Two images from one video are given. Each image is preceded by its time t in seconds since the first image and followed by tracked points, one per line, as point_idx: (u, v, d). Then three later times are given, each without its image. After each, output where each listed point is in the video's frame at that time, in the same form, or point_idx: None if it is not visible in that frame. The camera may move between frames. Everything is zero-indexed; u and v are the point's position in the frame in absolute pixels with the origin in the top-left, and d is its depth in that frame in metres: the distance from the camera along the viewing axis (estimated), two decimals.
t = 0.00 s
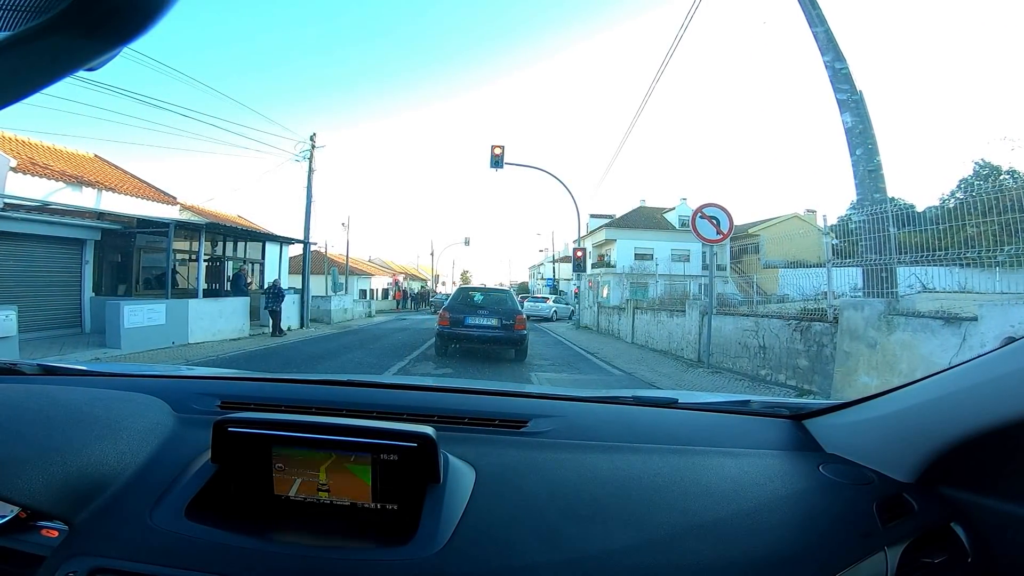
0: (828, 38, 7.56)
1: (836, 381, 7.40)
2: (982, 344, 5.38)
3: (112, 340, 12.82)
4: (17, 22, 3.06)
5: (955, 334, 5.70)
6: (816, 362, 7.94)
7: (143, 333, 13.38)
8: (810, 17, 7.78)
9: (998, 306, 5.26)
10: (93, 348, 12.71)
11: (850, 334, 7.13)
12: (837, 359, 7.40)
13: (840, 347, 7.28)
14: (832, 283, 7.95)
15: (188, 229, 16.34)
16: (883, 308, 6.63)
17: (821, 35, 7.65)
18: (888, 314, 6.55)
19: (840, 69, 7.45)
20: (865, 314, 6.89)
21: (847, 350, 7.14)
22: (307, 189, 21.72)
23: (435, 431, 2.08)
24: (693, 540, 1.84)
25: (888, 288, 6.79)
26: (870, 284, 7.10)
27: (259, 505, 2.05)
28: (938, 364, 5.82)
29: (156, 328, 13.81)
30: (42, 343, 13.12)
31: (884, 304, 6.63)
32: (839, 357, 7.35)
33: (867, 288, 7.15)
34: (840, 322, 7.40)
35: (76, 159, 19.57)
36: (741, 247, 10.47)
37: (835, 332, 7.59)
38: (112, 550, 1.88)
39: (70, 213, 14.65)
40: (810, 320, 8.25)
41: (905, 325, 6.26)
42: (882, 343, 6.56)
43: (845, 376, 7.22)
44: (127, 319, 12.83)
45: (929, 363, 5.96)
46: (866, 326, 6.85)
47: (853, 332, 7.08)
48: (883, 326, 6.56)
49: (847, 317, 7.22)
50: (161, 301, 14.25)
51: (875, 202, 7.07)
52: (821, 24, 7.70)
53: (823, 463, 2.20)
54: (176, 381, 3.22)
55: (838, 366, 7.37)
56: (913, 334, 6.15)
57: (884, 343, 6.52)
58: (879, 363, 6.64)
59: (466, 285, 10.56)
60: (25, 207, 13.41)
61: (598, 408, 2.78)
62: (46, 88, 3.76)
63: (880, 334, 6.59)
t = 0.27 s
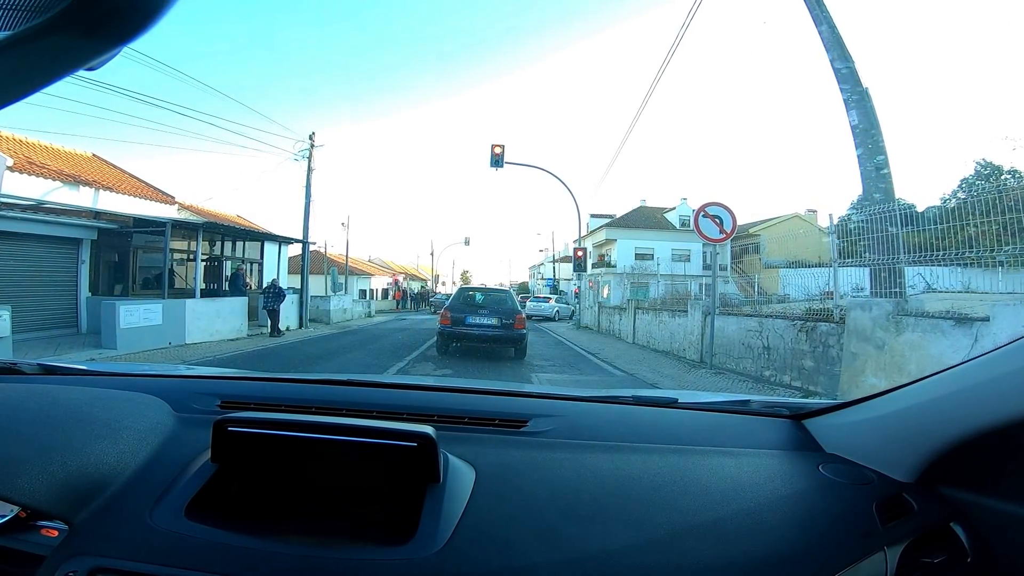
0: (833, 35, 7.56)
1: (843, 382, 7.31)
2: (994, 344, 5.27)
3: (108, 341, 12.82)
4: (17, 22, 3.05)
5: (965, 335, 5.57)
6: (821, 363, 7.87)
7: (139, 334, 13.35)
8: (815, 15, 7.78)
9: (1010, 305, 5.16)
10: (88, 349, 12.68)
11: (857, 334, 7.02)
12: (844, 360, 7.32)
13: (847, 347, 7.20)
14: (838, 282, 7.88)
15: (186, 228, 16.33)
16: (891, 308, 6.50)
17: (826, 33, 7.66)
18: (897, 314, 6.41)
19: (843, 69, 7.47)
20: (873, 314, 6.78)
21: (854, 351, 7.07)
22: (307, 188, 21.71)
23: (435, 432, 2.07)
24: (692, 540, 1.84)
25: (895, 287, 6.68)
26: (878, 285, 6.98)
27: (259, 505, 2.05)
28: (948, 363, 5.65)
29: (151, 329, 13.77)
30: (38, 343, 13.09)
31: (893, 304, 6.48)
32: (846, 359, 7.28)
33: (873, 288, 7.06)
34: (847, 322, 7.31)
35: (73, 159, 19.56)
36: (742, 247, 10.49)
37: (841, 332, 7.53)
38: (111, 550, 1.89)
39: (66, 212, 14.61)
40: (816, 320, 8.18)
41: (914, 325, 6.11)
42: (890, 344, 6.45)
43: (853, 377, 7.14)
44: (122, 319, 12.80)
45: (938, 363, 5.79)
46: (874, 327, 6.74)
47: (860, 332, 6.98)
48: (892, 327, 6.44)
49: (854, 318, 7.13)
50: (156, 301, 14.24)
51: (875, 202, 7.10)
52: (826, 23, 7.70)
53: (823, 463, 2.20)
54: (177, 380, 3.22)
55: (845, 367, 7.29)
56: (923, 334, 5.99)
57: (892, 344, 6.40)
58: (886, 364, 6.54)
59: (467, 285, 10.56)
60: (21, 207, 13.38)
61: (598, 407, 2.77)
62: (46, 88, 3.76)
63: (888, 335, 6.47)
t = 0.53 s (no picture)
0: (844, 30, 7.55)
1: (854, 385, 7.02)
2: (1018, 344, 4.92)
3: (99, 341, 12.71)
4: (17, 22, 3.05)
5: (985, 336, 5.28)
6: (833, 365, 7.56)
7: (131, 334, 13.28)
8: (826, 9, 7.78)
9: None
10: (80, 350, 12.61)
11: (870, 335, 6.77)
12: (856, 361, 7.07)
13: (859, 349, 6.93)
14: (849, 281, 7.63)
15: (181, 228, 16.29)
16: (906, 308, 6.25)
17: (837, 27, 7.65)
18: (912, 315, 6.17)
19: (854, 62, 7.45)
20: (887, 315, 6.51)
21: (866, 352, 6.81)
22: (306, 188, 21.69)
23: (434, 432, 2.08)
24: (692, 540, 1.84)
25: (908, 287, 6.48)
26: (893, 284, 6.74)
27: (258, 505, 2.05)
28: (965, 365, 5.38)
29: (144, 329, 13.71)
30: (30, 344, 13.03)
31: (908, 304, 6.25)
32: (857, 361, 7.01)
33: (887, 288, 6.83)
34: (859, 323, 7.05)
35: (68, 158, 19.53)
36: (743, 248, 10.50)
37: (853, 333, 7.26)
38: (111, 550, 1.89)
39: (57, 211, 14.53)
40: (826, 320, 7.94)
41: (931, 326, 5.86)
42: (904, 345, 6.19)
43: (864, 379, 6.87)
44: (115, 320, 12.72)
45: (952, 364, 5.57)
46: (887, 328, 6.48)
47: (873, 333, 6.72)
48: (906, 328, 6.21)
49: (867, 318, 6.86)
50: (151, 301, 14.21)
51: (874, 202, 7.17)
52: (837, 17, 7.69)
53: (823, 464, 2.20)
54: (176, 380, 3.22)
55: (856, 370, 7.03)
56: (941, 335, 5.75)
57: (907, 345, 6.15)
58: (900, 367, 6.28)
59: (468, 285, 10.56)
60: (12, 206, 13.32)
61: (598, 407, 2.78)
62: (45, 88, 3.75)
63: (903, 337, 6.23)
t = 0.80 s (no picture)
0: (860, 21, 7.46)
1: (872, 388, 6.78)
2: None
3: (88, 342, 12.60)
4: (17, 21, 3.05)
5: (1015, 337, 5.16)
6: (849, 368, 7.27)
7: (121, 335, 13.21)
8: None
9: None
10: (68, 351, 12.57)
11: (889, 337, 6.52)
12: (874, 363, 6.81)
13: (877, 351, 6.69)
14: (868, 282, 7.34)
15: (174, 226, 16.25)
16: (929, 309, 6.04)
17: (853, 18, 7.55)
18: (933, 316, 5.97)
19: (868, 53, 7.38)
20: (907, 315, 6.28)
21: (885, 354, 6.56)
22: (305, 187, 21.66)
23: (434, 431, 2.07)
24: (692, 540, 1.85)
25: (930, 285, 6.25)
26: (912, 282, 6.52)
27: (259, 505, 2.05)
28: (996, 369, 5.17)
29: (134, 329, 13.65)
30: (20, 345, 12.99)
31: (930, 304, 6.04)
32: (875, 361, 6.77)
33: (906, 287, 6.60)
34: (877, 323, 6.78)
35: (61, 156, 19.52)
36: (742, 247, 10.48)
37: (871, 334, 6.98)
38: (111, 550, 1.89)
39: (45, 209, 14.50)
40: (841, 321, 7.64)
41: (954, 327, 5.70)
42: (926, 348, 5.98)
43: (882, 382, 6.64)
44: (104, 321, 12.62)
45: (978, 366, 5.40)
46: (909, 329, 6.24)
47: (892, 335, 6.47)
48: (929, 330, 5.98)
49: (885, 318, 6.60)
50: (141, 301, 14.18)
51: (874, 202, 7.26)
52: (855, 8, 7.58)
53: (823, 464, 2.20)
54: (175, 380, 3.22)
55: (875, 372, 6.77)
56: (967, 336, 5.57)
57: (929, 348, 5.94)
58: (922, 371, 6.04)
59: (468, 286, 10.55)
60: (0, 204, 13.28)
61: (597, 407, 2.78)
62: (45, 87, 3.75)
63: (924, 339, 6.01)
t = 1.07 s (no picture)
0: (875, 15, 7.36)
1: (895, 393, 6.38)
2: None
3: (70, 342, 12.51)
4: (16, 22, 3.05)
5: None
6: (868, 372, 6.92)
7: (105, 335, 13.18)
8: None
9: None
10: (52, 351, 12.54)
11: (914, 340, 6.11)
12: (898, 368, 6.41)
13: (902, 354, 6.28)
14: (890, 284, 6.98)
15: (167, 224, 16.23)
16: (960, 309, 5.60)
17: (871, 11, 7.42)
18: (965, 317, 5.53)
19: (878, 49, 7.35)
20: (937, 316, 5.86)
21: (911, 358, 6.16)
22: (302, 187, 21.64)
23: (434, 432, 2.07)
24: (692, 539, 1.85)
25: (959, 285, 5.86)
26: (938, 284, 6.16)
27: (259, 505, 2.05)
28: None
29: (118, 330, 13.62)
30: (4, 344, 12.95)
31: (961, 305, 5.60)
32: (899, 364, 6.35)
33: (933, 288, 6.22)
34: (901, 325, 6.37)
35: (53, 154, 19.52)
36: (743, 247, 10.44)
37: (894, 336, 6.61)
38: (112, 550, 1.89)
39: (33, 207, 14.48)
40: (859, 323, 7.28)
41: (988, 328, 5.28)
42: (956, 351, 5.55)
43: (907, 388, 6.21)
44: (87, 321, 12.58)
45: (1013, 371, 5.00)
46: (936, 331, 5.83)
47: (919, 337, 6.07)
48: (960, 332, 5.54)
49: (911, 320, 6.18)
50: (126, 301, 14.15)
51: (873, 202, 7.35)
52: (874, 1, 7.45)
53: (823, 463, 2.20)
54: (175, 381, 3.22)
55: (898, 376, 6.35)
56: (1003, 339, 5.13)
57: (959, 351, 5.50)
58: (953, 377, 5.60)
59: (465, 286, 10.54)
60: None
61: (597, 407, 2.77)
62: (45, 88, 3.76)
63: (955, 341, 5.59)
